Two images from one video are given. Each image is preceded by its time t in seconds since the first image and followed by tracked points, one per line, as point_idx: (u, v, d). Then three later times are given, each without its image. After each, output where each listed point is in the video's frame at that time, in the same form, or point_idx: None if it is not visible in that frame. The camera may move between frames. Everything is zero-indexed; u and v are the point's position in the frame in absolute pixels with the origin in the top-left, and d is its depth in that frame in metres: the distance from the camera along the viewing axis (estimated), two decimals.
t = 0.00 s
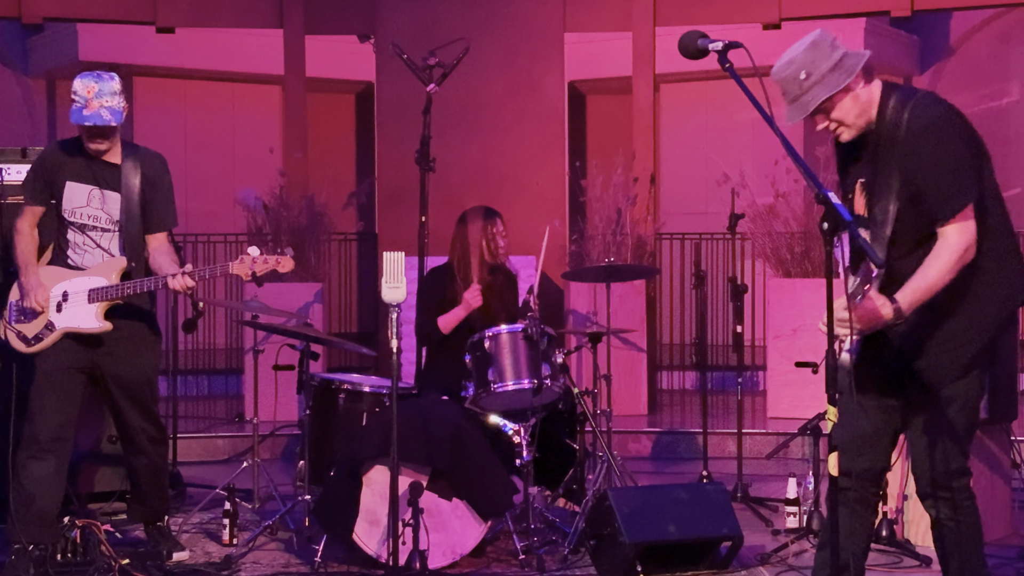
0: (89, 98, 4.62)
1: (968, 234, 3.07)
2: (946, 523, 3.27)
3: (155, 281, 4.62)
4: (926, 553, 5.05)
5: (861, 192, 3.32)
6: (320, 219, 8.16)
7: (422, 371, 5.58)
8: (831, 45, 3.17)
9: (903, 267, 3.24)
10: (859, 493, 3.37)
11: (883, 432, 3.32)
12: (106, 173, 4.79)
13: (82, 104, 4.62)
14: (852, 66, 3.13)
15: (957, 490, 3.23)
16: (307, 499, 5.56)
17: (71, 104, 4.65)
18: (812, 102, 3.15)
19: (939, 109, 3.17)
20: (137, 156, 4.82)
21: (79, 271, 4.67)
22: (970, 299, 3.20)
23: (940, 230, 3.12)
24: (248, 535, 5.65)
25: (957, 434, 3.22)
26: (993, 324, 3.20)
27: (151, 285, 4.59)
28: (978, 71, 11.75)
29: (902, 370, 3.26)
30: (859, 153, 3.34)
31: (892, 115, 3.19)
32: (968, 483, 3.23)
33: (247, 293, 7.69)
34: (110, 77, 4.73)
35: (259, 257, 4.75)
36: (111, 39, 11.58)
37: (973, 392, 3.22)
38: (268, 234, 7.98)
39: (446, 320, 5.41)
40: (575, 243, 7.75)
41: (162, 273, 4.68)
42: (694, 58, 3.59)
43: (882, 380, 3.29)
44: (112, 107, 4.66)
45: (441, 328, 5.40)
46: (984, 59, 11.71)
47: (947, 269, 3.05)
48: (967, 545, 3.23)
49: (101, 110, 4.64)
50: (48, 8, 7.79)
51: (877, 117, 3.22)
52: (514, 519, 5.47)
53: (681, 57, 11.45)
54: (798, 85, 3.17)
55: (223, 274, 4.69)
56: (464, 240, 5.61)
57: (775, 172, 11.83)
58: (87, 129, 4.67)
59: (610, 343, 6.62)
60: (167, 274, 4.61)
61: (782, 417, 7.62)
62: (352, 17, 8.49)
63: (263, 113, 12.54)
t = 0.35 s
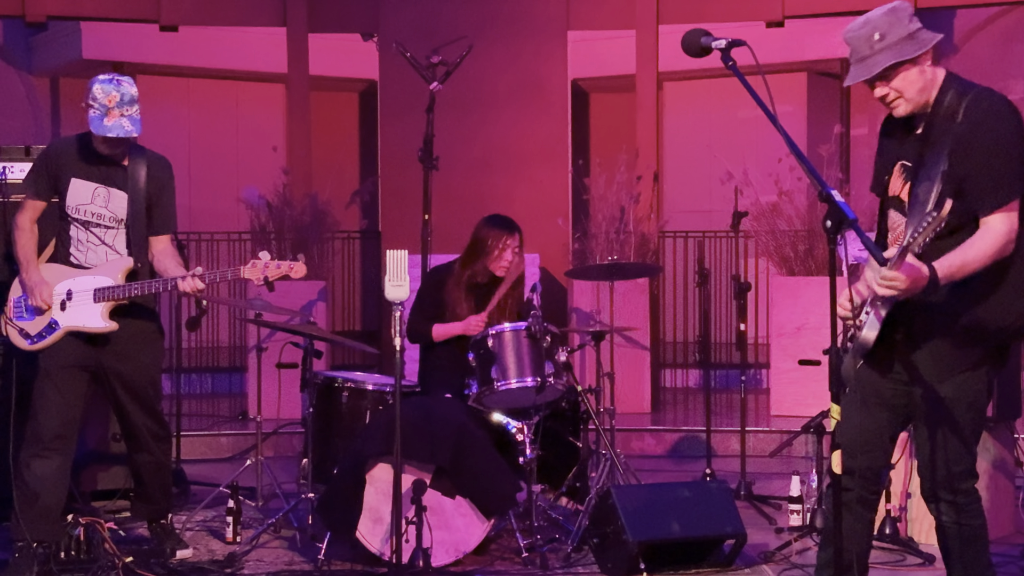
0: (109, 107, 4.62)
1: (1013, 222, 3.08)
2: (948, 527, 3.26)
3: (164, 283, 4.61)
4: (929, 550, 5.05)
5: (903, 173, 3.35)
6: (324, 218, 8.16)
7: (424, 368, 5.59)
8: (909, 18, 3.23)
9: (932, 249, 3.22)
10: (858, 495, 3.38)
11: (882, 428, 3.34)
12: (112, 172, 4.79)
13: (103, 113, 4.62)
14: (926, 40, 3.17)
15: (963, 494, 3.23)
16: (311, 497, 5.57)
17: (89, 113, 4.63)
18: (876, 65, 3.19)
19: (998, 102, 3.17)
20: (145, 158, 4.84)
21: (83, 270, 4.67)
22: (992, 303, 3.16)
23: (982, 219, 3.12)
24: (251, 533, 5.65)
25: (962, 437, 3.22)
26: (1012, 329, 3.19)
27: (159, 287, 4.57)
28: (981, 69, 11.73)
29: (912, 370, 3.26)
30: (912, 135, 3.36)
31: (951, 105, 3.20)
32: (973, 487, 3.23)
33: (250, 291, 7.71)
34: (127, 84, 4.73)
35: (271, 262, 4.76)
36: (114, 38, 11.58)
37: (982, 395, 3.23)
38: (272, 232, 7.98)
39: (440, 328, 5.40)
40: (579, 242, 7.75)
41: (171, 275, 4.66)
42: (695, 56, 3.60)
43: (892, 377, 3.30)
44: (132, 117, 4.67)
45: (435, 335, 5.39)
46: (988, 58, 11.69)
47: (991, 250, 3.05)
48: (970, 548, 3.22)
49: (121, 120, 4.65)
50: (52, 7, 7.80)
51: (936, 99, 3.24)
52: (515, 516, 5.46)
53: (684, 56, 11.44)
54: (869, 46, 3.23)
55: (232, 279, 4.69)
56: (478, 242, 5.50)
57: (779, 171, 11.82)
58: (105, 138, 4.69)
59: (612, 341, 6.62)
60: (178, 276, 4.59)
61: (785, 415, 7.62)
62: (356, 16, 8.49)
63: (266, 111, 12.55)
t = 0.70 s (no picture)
0: (117, 83, 4.60)
1: None
2: (950, 528, 3.25)
3: (173, 279, 4.62)
4: (933, 546, 5.05)
5: (925, 166, 3.32)
6: (328, 214, 8.16)
7: (429, 364, 5.59)
8: (960, 10, 3.22)
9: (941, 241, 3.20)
10: (855, 494, 3.39)
11: (879, 423, 3.35)
12: (121, 166, 4.79)
13: (110, 88, 4.60)
14: (971, 33, 3.16)
15: (966, 493, 3.21)
16: (316, 493, 5.57)
17: (97, 90, 4.62)
18: (919, 47, 3.17)
19: None
20: (154, 154, 4.86)
21: (90, 266, 4.67)
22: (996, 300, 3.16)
23: (1000, 214, 3.11)
24: (256, 529, 5.66)
25: (963, 433, 3.22)
26: (1016, 329, 3.18)
27: (168, 283, 4.58)
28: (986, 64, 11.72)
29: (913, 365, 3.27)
30: (936, 130, 3.34)
31: (982, 102, 3.16)
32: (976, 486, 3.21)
33: (255, 287, 7.71)
34: (137, 66, 4.71)
35: (280, 259, 4.77)
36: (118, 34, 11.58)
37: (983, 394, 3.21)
38: (276, 229, 7.98)
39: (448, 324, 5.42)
40: (583, 238, 7.75)
41: (178, 271, 4.68)
42: (699, 48, 3.59)
43: (892, 372, 3.32)
44: (139, 94, 4.65)
45: (440, 332, 5.41)
46: (992, 53, 11.68)
47: (1005, 243, 3.03)
48: (974, 547, 3.22)
49: (128, 96, 4.62)
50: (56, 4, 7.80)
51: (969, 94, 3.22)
52: (520, 512, 5.47)
53: (688, 51, 11.43)
54: (915, 28, 3.21)
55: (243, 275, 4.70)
56: (489, 231, 5.58)
57: (783, 166, 11.81)
58: (112, 115, 4.65)
59: (616, 337, 6.62)
60: (186, 272, 4.62)
61: (789, 411, 7.62)
62: (360, 12, 8.49)
63: (270, 108, 12.55)
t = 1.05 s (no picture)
0: (126, 94, 4.58)
1: None
2: (944, 523, 3.26)
3: (175, 276, 4.63)
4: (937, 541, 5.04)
5: (921, 162, 3.29)
6: (331, 210, 8.17)
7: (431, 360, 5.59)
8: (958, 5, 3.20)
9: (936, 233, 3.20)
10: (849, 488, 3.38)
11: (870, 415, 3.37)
12: (127, 161, 4.80)
13: (119, 99, 4.59)
14: (968, 29, 3.15)
15: (958, 489, 3.22)
16: (318, 489, 5.57)
17: (106, 98, 4.61)
18: (916, 40, 3.17)
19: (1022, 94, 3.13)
20: (160, 153, 4.87)
21: (92, 260, 4.65)
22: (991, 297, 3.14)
23: (994, 206, 3.07)
24: (259, 525, 5.66)
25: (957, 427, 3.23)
26: (1011, 324, 3.15)
27: (171, 279, 4.60)
28: (988, 60, 11.73)
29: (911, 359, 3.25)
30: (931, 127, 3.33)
31: (978, 96, 3.16)
32: (968, 482, 3.22)
33: (257, 283, 7.71)
34: (149, 75, 4.70)
35: (285, 258, 4.78)
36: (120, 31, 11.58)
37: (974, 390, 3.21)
38: (279, 225, 7.99)
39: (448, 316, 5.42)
40: (585, 234, 7.75)
41: (180, 268, 4.68)
42: (701, 45, 3.59)
43: (886, 366, 3.34)
44: (148, 107, 4.64)
45: (440, 325, 5.41)
46: (994, 49, 11.68)
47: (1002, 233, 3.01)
48: (970, 542, 3.21)
49: (136, 109, 4.61)
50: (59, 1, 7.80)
51: (964, 89, 3.21)
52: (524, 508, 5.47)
53: (691, 48, 11.43)
54: (913, 21, 3.19)
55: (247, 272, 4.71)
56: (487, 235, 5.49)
57: (785, 163, 11.80)
58: (120, 124, 4.66)
59: (619, 333, 6.61)
60: (189, 269, 4.63)
61: (792, 407, 7.62)
62: (363, 8, 8.49)
63: (273, 104, 12.55)
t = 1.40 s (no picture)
0: (134, 84, 4.57)
1: (1001, 205, 3.02)
2: (939, 519, 3.19)
3: (179, 270, 4.64)
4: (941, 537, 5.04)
5: (898, 157, 3.32)
6: (333, 206, 8.17)
7: (434, 357, 5.60)
8: None
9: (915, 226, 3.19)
10: (839, 485, 3.28)
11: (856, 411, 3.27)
12: (126, 157, 4.79)
13: (126, 89, 4.58)
14: (940, 23, 3.14)
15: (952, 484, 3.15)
16: (322, 486, 5.58)
17: (112, 88, 4.58)
18: (887, 37, 3.16)
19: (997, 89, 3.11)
20: (158, 146, 4.88)
21: (94, 257, 4.66)
22: (979, 286, 3.12)
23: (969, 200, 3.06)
24: (262, 521, 5.66)
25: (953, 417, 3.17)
26: (994, 317, 3.12)
27: (176, 274, 4.60)
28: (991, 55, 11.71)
29: (910, 351, 3.19)
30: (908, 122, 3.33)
31: (952, 91, 3.16)
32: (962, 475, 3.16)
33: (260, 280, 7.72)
34: (151, 66, 4.70)
35: (288, 248, 4.79)
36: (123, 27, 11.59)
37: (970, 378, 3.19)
38: (281, 221, 7.99)
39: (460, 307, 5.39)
40: (588, 230, 7.75)
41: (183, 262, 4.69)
42: (702, 40, 3.58)
43: (868, 364, 3.30)
44: (153, 97, 4.65)
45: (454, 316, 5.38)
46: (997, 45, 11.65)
47: (974, 227, 2.99)
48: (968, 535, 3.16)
49: (143, 97, 4.61)
50: None
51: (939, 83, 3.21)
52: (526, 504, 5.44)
53: (693, 44, 11.42)
54: (884, 18, 3.19)
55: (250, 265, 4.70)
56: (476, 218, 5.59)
57: (787, 158, 11.79)
58: (125, 115, 4.66)
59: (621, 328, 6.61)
60: (193, 263, 4.63)
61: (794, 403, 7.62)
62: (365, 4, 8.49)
63: (275, 101, 12.56)
